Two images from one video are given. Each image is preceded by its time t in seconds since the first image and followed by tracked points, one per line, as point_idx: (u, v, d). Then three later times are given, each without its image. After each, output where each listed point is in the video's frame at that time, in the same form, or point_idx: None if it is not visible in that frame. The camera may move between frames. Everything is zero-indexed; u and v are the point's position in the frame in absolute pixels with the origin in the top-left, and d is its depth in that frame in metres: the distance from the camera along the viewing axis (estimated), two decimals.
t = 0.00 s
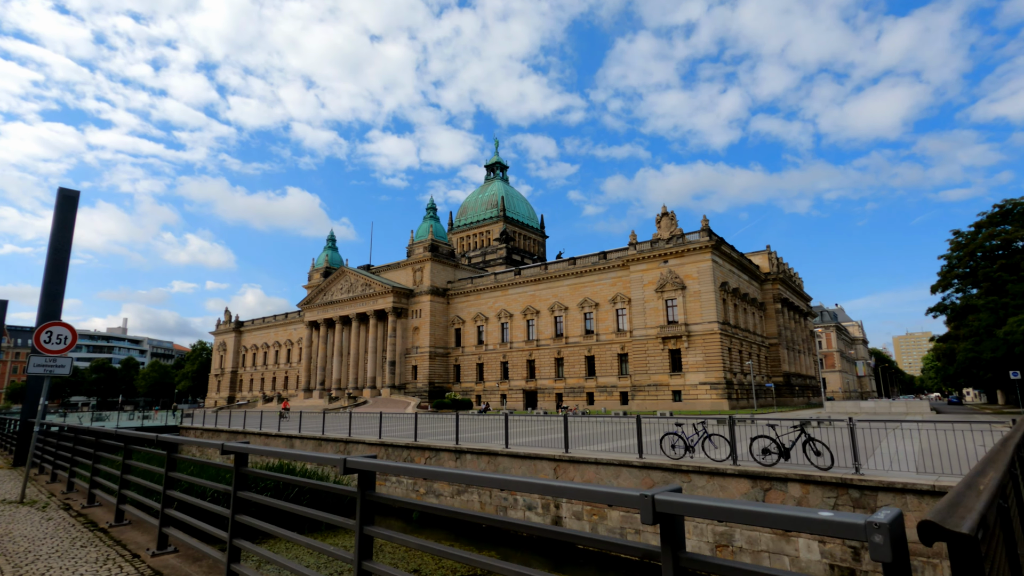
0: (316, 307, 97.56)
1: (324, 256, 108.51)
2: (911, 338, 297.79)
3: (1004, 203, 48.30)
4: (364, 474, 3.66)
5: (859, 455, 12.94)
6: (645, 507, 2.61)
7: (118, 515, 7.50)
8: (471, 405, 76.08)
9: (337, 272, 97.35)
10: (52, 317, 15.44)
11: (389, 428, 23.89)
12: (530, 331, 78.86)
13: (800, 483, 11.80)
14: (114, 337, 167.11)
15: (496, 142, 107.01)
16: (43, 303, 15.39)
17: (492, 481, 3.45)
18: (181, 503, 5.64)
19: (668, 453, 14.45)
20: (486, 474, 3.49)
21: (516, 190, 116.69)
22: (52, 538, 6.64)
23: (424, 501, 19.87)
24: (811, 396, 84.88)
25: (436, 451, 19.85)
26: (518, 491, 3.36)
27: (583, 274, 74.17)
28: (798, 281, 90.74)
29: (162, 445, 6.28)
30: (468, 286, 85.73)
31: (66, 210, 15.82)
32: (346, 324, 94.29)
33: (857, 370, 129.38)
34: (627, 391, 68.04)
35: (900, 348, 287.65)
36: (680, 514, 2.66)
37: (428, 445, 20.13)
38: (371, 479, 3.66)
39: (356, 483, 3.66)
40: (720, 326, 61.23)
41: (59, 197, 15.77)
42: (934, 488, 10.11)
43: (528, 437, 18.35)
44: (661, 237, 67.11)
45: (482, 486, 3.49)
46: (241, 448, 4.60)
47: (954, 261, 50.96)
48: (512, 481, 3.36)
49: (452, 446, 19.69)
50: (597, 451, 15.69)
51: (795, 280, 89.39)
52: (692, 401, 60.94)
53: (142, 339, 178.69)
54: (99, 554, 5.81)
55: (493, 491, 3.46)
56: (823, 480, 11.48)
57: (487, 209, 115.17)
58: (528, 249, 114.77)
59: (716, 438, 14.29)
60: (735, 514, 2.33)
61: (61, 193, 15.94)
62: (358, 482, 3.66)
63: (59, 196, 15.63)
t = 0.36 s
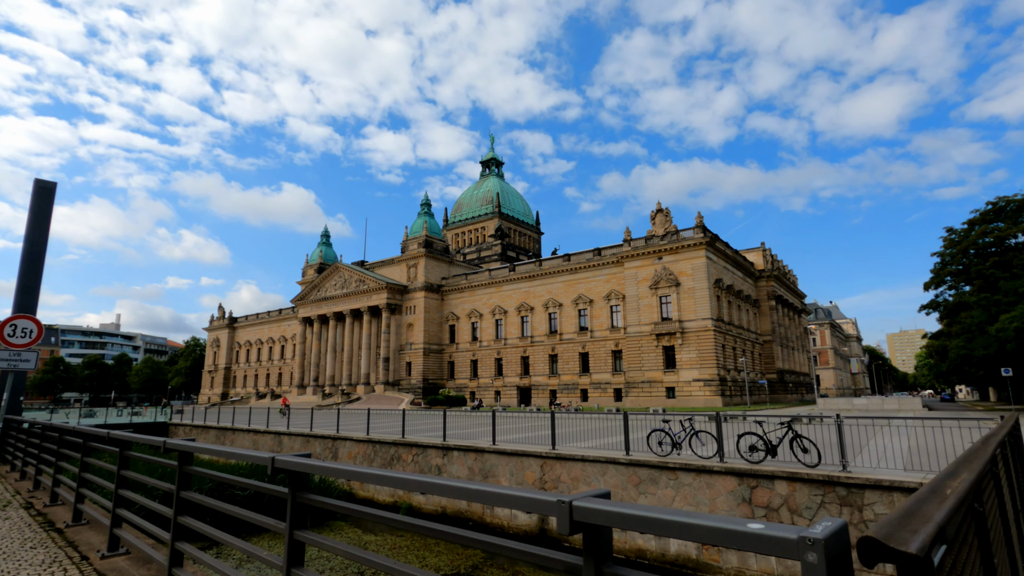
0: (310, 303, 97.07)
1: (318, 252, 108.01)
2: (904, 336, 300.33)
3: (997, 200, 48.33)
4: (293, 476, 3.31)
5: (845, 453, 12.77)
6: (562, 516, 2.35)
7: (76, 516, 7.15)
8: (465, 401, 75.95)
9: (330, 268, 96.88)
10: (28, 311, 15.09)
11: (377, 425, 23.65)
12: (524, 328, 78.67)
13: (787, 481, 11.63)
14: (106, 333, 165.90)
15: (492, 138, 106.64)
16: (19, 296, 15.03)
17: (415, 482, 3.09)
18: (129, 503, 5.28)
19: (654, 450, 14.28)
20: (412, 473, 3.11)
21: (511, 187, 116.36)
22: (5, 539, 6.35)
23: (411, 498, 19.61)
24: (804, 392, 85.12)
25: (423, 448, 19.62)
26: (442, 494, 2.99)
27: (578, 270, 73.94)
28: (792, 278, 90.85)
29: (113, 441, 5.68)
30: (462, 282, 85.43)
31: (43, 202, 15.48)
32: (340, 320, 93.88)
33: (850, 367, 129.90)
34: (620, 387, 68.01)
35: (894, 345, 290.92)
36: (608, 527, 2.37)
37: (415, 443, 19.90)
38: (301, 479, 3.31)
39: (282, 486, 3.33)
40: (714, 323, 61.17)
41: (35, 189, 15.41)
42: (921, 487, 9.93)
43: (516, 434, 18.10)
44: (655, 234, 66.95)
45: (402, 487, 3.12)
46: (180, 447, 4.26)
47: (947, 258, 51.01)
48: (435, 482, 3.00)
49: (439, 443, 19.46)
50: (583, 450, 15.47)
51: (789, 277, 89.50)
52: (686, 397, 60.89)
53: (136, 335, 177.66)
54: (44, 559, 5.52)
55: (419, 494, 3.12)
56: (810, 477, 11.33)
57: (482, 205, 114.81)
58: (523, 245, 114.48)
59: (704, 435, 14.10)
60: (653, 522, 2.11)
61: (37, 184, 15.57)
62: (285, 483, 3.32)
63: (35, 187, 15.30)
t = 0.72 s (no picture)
0: (302, 300, 96.45)
1: (310, 248, 107.36)
2: (895, 334, 302.20)
3: (988, 198, 48.47)
4: (219, 487, 3.02)
5: (833, 452, 12.66)
6: (469, 543, 2.03)
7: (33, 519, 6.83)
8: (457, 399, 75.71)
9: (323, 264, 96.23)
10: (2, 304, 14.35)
11: (364, 423, 23.38)
12: (517, 325, 78.45)
13: (774, 480, 11.47)
14: (97, 330, 164.32)
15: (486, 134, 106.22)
16: None
17: (317, 494, 2.60)
18: (81, 501, 5.00)
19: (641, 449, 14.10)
20: (309, 482, 2.62)
21: (505, 183, 116.01)
22: None
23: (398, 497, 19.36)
24: (796, 390, 85.37)
25: (409, 445, 19.38)
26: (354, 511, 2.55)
27: (571, 268, 73.76)
28: (785, 275, 91.04)
29: (65, 442, 5.40)
30: (455, 279, 85.09)
31: (18, 194, 14.98)
32: (333, 317, 93.34)
33: (842, 364, 130.57)
34: (613, 384, 67.97)
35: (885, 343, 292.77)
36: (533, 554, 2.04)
37: (401, 441, 19.67)
38: (227, 489, 3.05)
39: (210, 494, 3.09)
40: (707, 320, 61.18)
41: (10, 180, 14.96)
42: (909, 487, 9.82)
43: (503, 432, 17.88)
44: (648, 231, 66.85)
45: (304, 499, 2.64)
46: (120, 451, 4.02)
47: (938, 256, 51.14)
48: (338, 496, 2.53)
49: (426, 441, 19.21)
50: (570, 449, 15.26)
51: (782, 275, 89.67)
52: (678, 395, 60.89)
53: (126, 332, 176.12)
54: None
55: (322, 510, 2.62)
56: (797, 477, 11.16)
57: (476, 202, 114.41)
58: (517, 242, 114.20)
59: (691, 433, 13.91)
60: (566, 556, 1.78)
61: (11, 177, 15.14)
62: (211, 493, 3.05)
63: (8, 177, 14.81)
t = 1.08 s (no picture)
0: (290, 292, 95.48)
1: (298, 240, 106.30)
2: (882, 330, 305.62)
3: (975, 194, 48.66)
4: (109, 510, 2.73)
5: (818, 449, 12.47)
6: None
7: None
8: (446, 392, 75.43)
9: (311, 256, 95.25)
10: None
11: (347, 417, 22.96)
12: (507, 318, 78.13)
13: (758, 478, 11.31)
14: (81, 322, 161.98)
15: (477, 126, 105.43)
16: None
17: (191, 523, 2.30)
18: (13, 501, 4.70)
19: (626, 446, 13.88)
20: (184, 508, 2.31)
21: (496, 176, 115.36)
22: None
23: (380, 492, 19.06)
24: (783, 384, 85.92)
25: (392, 441, 19.08)
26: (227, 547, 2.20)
27: (561, 261, 73.47)
28: (774, 270, 91.38)
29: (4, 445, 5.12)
30: (444, 272, 84.56)
31: None
32: (321, 310, 92.55)
33: (829, 359, 131.78)
34: (602, 378, 67.95)
35: (871, 338, 295.85)
36: None
37: (383, 437, 19.38)
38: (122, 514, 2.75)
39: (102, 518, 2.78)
40: (696, 314, 61.21)
41: None
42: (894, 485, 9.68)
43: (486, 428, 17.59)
44: (638, 225, 66.70)
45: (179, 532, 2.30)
46: (41, 457, 3.81)
47: (925, 252, 51.36)
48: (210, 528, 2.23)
49: (409, 437, 18.91)
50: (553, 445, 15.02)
51: (771, 269, 90.03)
52: (667, 388, 60.96)
53: (112, 324, 173.96)
54: None
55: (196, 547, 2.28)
56: (781, 475, 11.00)
57: (466, 194, 113.73)
58: (507, 235, 113.73)
59: (675, 430, 13.71)
60: None
61: None
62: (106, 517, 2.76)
63: None
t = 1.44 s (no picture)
0: (291, 284, 95.40)
1: (299, 231, 106.07)
2: (885, 321, 304.93)
3: (980, 185, 48.18)
4: None
5: (812, 443, 12.29)
6: None
7: None
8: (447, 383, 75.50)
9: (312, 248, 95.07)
10: None
11: (342, 409, 22.85)
12: (508, 310, 77.98)
13: (751, 471, 11.15)
14: (84, 313, 162.25)
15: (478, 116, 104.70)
16: None
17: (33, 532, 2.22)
18: None
19: (618, 438, 13.72)
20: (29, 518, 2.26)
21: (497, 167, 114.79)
22: None
23: (375, 484, 18.95)
24: (784, 375, 85.77)
25: (386, 433, 18.98)
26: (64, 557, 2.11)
27: (562, 252, 73.18)
28: (776, 262, 90.92)
29: None
30: (445, 264, 84.36)
31: None
32: (322, 301, 92.53)
33: (831, 350, 131.52)
34: (602, 370, 67.88)
35: (874, 330, 295.06)
36: None
37: (377, 429, 19.32)
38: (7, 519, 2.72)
39: None
40: (696, 306, 60.96)
41: None
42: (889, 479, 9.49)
43: (479, 421, 17.49)
44: (640, 216, 66.31)
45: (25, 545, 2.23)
46: None
47: (928, 243, 50.95)
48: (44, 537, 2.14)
49: (403, 429, 18.80)
50: (544, 437, 14.89)
51: (773, 261, 89.62)
52: (667, 380, 60.88)
53: (114, 315, 174.15)
54: None
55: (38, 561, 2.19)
56: (774, 468, 10.84)
57: (467, 186, 113.24)
58: (508, 227, 113.33)
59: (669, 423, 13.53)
60: None
61: None
62: None
63: None
